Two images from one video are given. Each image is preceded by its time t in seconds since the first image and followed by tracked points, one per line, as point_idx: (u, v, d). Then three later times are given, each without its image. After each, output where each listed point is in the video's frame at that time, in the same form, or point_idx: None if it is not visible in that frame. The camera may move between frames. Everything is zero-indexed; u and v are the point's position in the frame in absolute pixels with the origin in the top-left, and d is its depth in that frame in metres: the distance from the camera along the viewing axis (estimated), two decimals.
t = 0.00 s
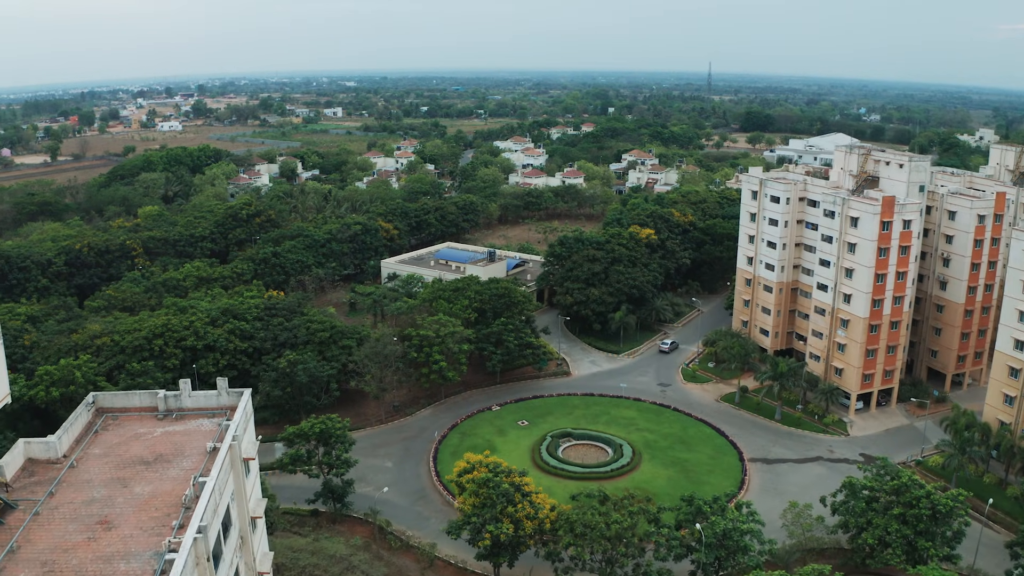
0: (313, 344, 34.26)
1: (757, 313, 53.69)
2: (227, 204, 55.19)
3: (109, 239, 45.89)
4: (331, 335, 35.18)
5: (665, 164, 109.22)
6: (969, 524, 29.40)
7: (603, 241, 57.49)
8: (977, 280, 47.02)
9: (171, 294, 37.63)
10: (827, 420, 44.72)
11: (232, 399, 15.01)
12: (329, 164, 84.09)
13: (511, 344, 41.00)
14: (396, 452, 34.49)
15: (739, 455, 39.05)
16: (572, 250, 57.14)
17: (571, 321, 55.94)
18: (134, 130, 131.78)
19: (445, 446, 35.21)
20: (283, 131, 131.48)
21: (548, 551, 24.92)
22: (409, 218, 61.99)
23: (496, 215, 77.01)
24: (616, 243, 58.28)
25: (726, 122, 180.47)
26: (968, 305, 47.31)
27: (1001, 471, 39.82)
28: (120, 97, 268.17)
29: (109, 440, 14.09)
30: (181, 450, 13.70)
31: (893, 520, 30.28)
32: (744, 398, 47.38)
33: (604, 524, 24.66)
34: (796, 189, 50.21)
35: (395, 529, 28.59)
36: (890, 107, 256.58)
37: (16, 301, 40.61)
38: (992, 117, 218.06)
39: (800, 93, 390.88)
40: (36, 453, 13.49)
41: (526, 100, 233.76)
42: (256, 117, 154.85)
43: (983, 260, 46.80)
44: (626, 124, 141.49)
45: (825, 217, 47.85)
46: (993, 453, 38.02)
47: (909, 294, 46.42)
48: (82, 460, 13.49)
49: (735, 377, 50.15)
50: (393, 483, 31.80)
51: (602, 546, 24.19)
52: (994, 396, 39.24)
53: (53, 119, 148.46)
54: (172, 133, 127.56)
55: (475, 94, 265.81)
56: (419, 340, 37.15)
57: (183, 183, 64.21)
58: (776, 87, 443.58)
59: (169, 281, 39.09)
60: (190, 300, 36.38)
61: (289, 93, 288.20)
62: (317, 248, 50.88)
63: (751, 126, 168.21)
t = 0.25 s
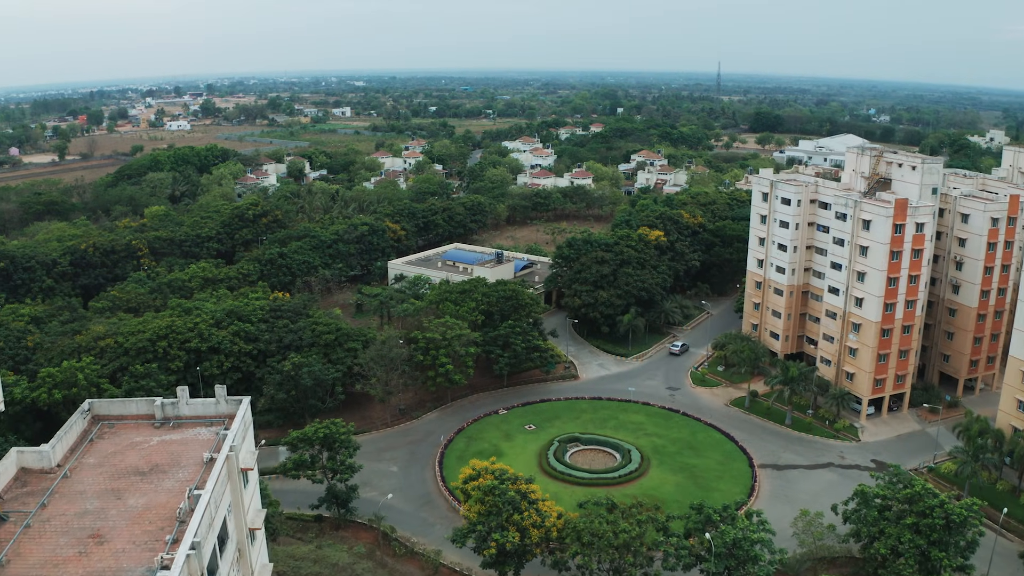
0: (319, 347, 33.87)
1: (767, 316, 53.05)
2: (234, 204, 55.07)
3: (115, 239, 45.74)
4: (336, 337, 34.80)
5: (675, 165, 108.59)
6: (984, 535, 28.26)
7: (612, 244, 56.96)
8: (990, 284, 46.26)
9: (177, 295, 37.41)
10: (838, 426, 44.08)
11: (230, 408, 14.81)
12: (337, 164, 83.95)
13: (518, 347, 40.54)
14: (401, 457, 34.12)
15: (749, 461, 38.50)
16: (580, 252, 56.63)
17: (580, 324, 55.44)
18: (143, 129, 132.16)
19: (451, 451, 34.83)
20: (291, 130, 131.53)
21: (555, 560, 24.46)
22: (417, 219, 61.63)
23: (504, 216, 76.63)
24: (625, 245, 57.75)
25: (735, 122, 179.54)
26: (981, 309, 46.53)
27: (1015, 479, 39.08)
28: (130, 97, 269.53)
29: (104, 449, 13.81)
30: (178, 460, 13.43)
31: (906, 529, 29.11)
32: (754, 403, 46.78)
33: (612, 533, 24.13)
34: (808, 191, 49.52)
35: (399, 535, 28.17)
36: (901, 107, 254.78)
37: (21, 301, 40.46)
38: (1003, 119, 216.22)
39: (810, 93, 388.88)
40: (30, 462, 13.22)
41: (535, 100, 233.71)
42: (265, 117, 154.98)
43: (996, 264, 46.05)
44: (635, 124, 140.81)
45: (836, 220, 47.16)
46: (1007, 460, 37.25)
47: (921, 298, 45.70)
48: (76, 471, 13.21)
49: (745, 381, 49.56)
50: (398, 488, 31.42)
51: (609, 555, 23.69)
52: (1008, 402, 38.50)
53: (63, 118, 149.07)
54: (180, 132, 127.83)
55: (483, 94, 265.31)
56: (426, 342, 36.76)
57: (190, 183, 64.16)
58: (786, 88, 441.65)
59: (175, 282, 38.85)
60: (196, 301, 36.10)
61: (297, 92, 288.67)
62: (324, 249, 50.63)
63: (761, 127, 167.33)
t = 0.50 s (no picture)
0: (324, 349, 33.52)
1: (777, 319, 52.41)
2: (241, 204, 54.92)
3: (121, 240, 45.63)
4: (342, 340, 34.43)
5: (684, 166, 107.92)
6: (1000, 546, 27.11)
7: (621, 245, 56.44)
8: (1003, 288, 45.47)
9: (183, 296, 37.19)
10: (850, 432, 43.44)
11: (228, 416, 14.75)
12: (345, 164, 83.75)
13: (526, 350, 40.06)
14: (407, 461, 33.74)
15: (759, 467, 37.93)
16: (589, 253, 56.10)
17: (588, 326, 54.93)
18: (152, 129, 132.40)
19: (458, 455, 34.44)
20: (300, 130, 131.51)
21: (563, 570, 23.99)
22: (424, 219, 61.25)
23: (513, 216, 76.23)
24: (634, 247, 57.20)
25: (745, 123, 178.47)
26: (995, 313, 45.73)
27: None
28: (139, 96, 270.50)
29: (98, 460, 13.83)
30: (173, 471, 13.37)
31: (920, 539, 27.92)
32: (764, 407, 46.19)
33: (620, 542, 23.61)
34: (819, 193, 48.84)
35: (404, 541, 27.77)
36: (909, 108, 252.56)
37: (26, 302, 40.31)
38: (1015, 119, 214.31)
39: (820, 94, 386.67)
40: (23, 472, 13.28)
41: (544, 100, 233.23)
42: (273, 116, 154.99)
43: (1010, 267, 45.25)
44: (644, 125, 140.05)
45: (848, 222, 46.46)
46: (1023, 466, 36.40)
47: (934, 302, 44.96)
48: (69, 481, 13.23)
49: (755, 385, 48.97)
50: (404, 494, 31.04)
51: (617, 565, 23.17)
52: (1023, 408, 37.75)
53: (72, 118, 149.61)
54: (188, 132, 128.00)
55: (491, 94, 264.61)
56: (432, 345, 36.36)
57: (198, 182, 64.09)
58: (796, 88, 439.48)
59: (181, 282, 38.62)
60: (202, 303, 35.86)
61: (306, 92, 288.98)
62: (331, 250, 50.37)
63: (770, 127, 166.30)
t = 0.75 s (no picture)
0: (330, 352, 33.18)
1: (788, 323, 51.73)
2: (248, 204, 54.83)
3: (127, 240, 45.56)
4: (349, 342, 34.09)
5: (694, 166, 107.26)
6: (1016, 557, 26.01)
7: (630, 247, 55.91)
8: (1018, 292, 44.67)
9: (189, 297, 36.99)
10: (862, 437, 42.76)
11: (228, 425, 14.59)
12: (353, 164, 83.61)
13: (533, 353, 39.63)
14: (412, 466, 33.36)
15: (770, 473, 37.35)
16: (598, 255, 55.57)
17: (597, 329, 54.44)
18: (161, 129, 132.74)
19: (464, 460, 34.07)
20: (308, 130, 131.54)
21: None
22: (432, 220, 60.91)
23: (521, 217, 75.85)
24: (643, 249, 56.67)
25: (755, 123, 177.49)
26: (1008, 318, 44.98)
27: None
28: (150, 95, 271.48)
29: (93, 470, 13.74)
30: (169, 482, 13.20)
31: (933, 549, 26.87)
32: (775, 412, 45.57)
33: (628, 551, 23.08)
34: (831, 195, 48.12)
35: (410, 548, 27.35)
36: (920, 108, 250.76)
37: (31, 302, 40.16)
38: None
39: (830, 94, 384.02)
40: (15, 482, 13.22)
41: (552, 100, 232.79)
42: (282, 116, 155.13)
43: None
44: (653, 125, 139.36)
45: (861, 225, 45.73)
46: None
47: (948, 306, 44.20)
48: (62, 492, 13.12)
49: (766, 390, 48.34)
50: (409, 499, 30.65)
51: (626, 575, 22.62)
52: None
53: (83, 117, 150.26)
54: (197, 131, 128.27)
55: (500, 94, 263.93)
56: (439, 348, 35.99)
57: (205, 182, 64.06)
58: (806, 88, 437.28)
59: (187, 283, 38.42)
60: (208, 304, 35.62)
61: (315, 92, 289.52)
62: (338, 251, 50.13)
63: (780, 128, 165.31)
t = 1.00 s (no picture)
0: (336, 354, 32.80)
1: (800, 326, 51.02)
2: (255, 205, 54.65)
3: (134, 241, 45.44)
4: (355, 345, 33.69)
5: (703, 167, 106.50)
6: None
7: (640, 250, 55.32)
8: None
9: (195, 299, 36.75)
10: (874, 444, 42.07)
11: (225, 435, 14.90)
12: (361, 164, 83.37)
13: (541, 357, 39.17)
14: (418, 471, 32.94)
15: (781, 480, 36.75)
16: (607, 257, 55.04)
17: (606, 332, 53.92)
18: (170, 128, 132.92)
19: (471, 465, 33.67)
20: (317, 130, 131.46)
21: None
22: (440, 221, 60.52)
23: (530, 218, 75.40)
24: (653, 251, 56.12)
25: (765, 124, 176.41)
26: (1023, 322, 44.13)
27: None
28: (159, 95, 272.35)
29: (87, 480, 13.81)
30: (166, 494, 13.34)
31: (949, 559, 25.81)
32: (786, 417, 44.93)
33: (636, 561, 22.54)
34: (843, 198, 47.41)
35: (415, 555, 26.90)
36: (930, 109, 249.04)
37: (36, 303, 39.99)
38: None
39: (840, 94, 381.57)
40: (8, 493, 13.27)
41: (561, 100, 232.19)
42: (291, 116, 155.14)
43: None
44: (662, 125, 138.58)
45: (873, 227, 44.99)
46: None
47: (961, 310, 43.41)
48: (55, 504, 13.17)
49: (776, 394, 47.70)
50: (414, 505, 30.23)
51: None
52: None
53: (93, 117, 150.74)
54: (205, 131, 128.37)
55: (509, 94, 263.74)
56: (445, 351, 35.61)
57: (213, 182, 63.95)
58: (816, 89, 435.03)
59: (192, 285, 38.18)
60: (214, 305, 35.33)
61: (324, 91, 289.82)
62: (345, 252, 49.83)
63: (791, 129, 164.17)
